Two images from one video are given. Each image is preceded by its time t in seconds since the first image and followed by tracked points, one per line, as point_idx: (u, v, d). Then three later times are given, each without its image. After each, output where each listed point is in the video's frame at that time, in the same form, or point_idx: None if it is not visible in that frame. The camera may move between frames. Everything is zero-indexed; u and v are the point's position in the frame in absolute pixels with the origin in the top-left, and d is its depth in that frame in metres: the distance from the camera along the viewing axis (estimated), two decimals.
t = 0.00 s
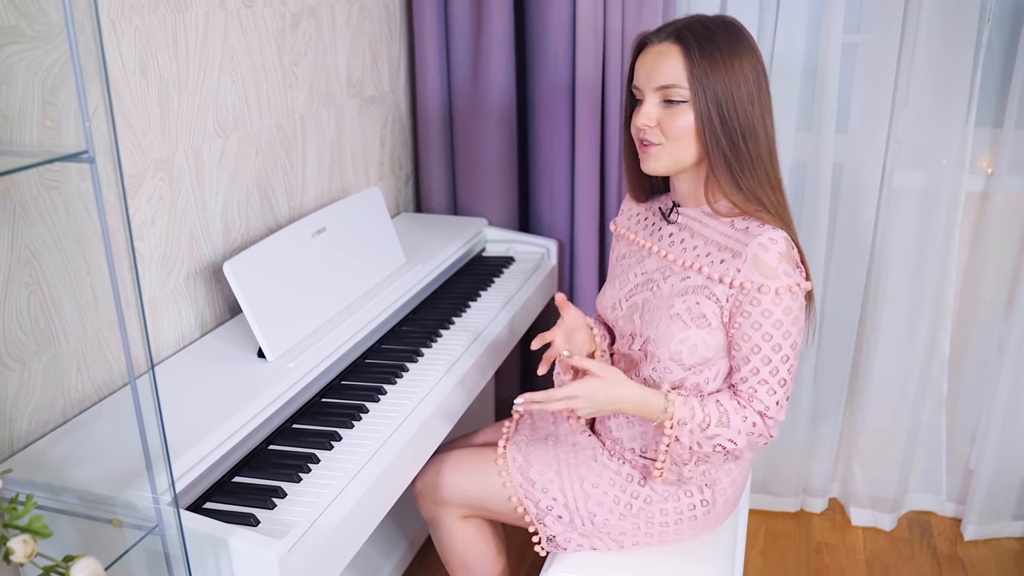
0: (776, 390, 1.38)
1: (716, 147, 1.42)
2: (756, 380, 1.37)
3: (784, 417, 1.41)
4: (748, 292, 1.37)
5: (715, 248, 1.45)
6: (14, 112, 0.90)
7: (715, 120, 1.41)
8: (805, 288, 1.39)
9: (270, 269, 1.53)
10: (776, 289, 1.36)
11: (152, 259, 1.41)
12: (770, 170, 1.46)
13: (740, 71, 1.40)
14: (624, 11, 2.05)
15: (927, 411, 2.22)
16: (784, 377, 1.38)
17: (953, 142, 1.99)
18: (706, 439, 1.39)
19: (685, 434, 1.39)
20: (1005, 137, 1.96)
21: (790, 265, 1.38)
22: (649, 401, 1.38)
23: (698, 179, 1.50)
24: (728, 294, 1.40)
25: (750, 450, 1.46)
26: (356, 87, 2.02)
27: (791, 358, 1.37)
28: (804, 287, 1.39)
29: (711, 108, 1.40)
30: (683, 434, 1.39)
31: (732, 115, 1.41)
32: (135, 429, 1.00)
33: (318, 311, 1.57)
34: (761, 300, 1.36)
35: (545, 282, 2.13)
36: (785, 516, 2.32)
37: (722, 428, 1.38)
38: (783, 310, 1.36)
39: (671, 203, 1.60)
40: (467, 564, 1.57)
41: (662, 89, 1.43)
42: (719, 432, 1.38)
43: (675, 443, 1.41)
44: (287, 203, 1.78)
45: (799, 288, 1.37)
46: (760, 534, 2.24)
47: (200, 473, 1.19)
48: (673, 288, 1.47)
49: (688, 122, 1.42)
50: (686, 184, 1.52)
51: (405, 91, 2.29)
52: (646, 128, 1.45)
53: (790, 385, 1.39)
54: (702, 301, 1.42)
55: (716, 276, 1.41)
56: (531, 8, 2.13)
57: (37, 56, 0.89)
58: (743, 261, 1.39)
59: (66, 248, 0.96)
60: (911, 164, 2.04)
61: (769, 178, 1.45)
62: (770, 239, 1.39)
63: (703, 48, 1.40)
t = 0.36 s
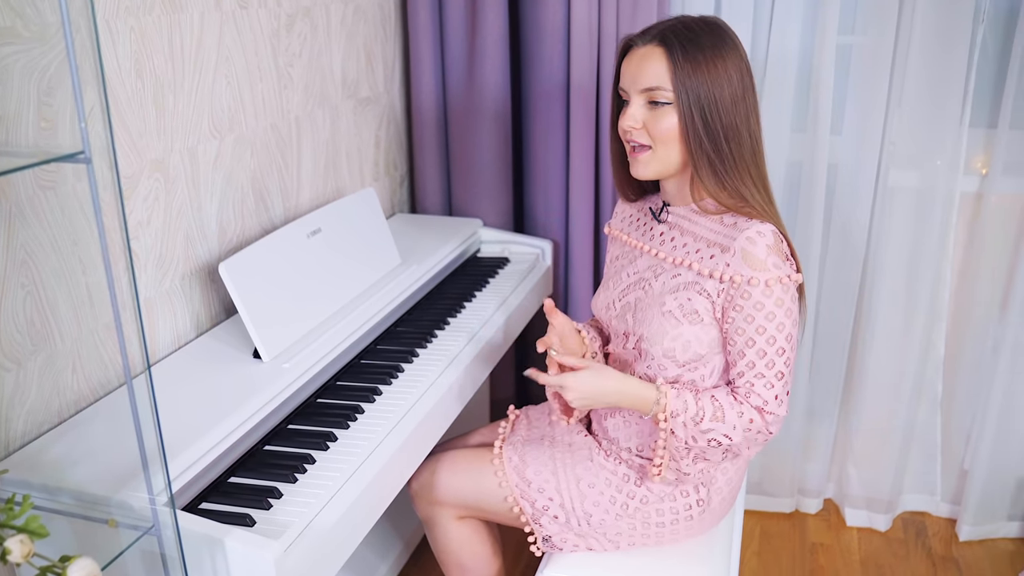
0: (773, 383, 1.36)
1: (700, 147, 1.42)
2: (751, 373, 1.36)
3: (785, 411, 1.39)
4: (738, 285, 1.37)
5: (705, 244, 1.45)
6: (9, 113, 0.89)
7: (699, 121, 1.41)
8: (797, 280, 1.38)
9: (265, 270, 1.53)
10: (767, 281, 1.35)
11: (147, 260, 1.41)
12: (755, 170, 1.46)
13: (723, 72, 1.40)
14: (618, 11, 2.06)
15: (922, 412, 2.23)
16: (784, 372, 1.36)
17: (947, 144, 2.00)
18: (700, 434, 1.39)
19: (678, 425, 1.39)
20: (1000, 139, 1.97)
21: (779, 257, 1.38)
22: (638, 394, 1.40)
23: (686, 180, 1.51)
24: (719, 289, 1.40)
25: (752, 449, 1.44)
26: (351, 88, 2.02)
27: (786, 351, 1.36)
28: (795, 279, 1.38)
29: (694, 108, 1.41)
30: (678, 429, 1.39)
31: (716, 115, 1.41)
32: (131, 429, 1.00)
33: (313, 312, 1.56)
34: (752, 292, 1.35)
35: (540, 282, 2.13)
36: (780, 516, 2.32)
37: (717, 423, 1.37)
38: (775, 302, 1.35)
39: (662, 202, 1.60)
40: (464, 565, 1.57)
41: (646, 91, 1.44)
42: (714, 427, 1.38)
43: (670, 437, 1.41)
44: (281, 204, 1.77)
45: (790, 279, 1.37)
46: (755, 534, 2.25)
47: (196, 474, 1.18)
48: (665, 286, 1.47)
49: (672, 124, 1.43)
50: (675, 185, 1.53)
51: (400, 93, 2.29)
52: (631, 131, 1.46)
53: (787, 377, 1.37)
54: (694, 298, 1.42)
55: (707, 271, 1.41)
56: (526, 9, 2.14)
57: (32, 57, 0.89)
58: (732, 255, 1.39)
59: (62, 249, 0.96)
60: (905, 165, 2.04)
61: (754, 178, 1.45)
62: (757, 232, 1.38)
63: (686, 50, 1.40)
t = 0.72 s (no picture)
0: (763, 377, 1.36)
1: (713, 149, 1.43)
2: (741, 365, 1.36)
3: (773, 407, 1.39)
4: (733, 276, 1.38)
5: (703, 240, 1.45)
6: (9, 113, 0.90)
7: (716, 123, 1.41)
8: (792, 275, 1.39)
9: (265, 271, 1.52)
10: (763, 272, 1.36)
11: (147, 260, 1.41)
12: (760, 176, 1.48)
13: (741, 77, 1.42)
14: (618, 11, 2.05)
15: (920, 412, 2.23)
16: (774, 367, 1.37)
17: (946, 144, 2.00)
18: (687, 416, 1.37)
19: (668, 400, 1.37)
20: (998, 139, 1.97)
21: (777, 251, 1.38)
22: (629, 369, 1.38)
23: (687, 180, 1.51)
24: (716, 282, 1.40)
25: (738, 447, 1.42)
26: (351, 89, 2.02)
27: (777, 345, 1.37)
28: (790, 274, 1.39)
29: (711, 110, 1.41)
30: (665, 408, 1.38)
31: (732, 119, 1.42)
32: (132, 430, 1.00)
33: (313, 313, 1.57)
34: (747, 284, 1.36)
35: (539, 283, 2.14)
36: (779, 517, 2.32)
37: (704, 407, 1.36)
38: (770, 294, 1.36)
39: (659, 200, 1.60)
40: (464, 564, 1.57)
41: (666, 88, 1.43)
42: (700, 411, 1.36)
43: (658, 413, 1.39)
44: (281, 204, 1.78)
45: (785, 273, 1.37)
46: (755, 535, 2.25)
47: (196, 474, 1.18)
48: (663, 282, 1.48)
49: (688, 125, 1.43)
50: (673, 183, 1.53)
51: (399, 94, 2.29)
52: (645, 125, 1.45)
53: (776, 373, 1.37)
54: (691, 291, 1.42)
55: (704, 265, 1.42)
56: (525, 10, 2.14)
57: (31, 57, 0.89)
58: (730, 248, 1.39)
59: (62, 250, 0.96)
60: (904, 166, 2.05)
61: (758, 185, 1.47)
62: (755, 225, 1.39)
63: (710, 51, 1.40)
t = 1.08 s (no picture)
0: (784, 363, 1.36)
1: (737, 154, 1.44)
2: (761, 351, 1.36)
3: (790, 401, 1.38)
4: (755, 269, 1.39)
5: (719, 239, 1.46)
6: (9, 113, 0.88)
7: (742, 130, 1.42)
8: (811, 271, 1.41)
9: (265, 271, 1.52)
10: (785, 263, 1.38)
11: (147, 260, 1.41)
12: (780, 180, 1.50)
13: (769, 85, 1.43)
14: (617, 11, 2.05)
15: (920, 411, 2.23)
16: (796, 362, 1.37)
17: (945, 143, 2.00)
18: (704, 389, 1.35)
19: (688, 364, 1.35)
20: (997, 139, 1.97)
21: (796, 245, 1.41)
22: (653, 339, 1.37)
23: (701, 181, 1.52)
24: (737, 278, 1.41)
25: (752, 441, 1.37)
26: (351, 89, 2.02)
27: (799, 334, 1.36)
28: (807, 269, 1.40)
29: (740, 116, 1.42)
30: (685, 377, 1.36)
31: (759, 126, 1.43)
32: (134, 431, 1.00)
33: (313, 313, 1.56)
34: (769, 274, 1.38)
35: (539, 283, 2.13)
36: (779, 516, 2.33)
37: (721, 381, 1.34)
38: (792, 284, 1.37)
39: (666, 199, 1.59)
40: (465, 564, 1.57)
41: (694, 92, 1.42)
42: (717, 385, 1.34)
43: (675, 376, 1.36)
44: (281, 203, 1.78)
45: (802, 266, 1.39)
46: (754, 533, 2.25)
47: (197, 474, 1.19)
48: (679, 281, 1.48)
49: (713, 129, 1.43)
50: (685, 183, 1.53)
51: (398, 94, 2.29)
52: (667, 128, 1.44)
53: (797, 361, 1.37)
54: (710, 289, 1.43)
55: (723, 262, 1.43)
56: (525, 10, 2.14)
57: (32, 57, 0.88)
58: (750, 245, 1.41)
59: (61, 249, 0.96)
60: (903, 165, 2.05)
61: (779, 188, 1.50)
62: (775, 221, 1.41)
63: (742, 57, 1.41)
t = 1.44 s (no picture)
0: (798, 378, 1.38)
1: (751, 157, 1.44)
2: (776, 366, 1.38)
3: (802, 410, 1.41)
4: (770, 279, 1.40)
5: (734, 244, 1.46)
6: (10, 114, 0.88)
7: (755, 133, 1.42)
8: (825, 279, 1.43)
9: (266, 271, 1.52)
10: (800, 274, 1.38)
11: (147, 260, 1.41)
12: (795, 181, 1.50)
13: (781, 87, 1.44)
14: (618, 13, 2.05)
15: (919, 412, 2.24)
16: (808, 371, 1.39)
17: (944, 144, 2.00)
18: (719, 416, 1.36)
19: (701, 398, 1.36)
20: (995, 140, 1.98)
21: (811, 254, 1.42)
22: (663, 374, 1.36)
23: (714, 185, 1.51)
24: (751, 286, 1.42)
25: (767, 452, 1.41)
26: (350, 90, 2.03)
27: (812, 347, 1.38)
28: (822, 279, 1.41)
29: (753, 119, 1.42)
30: (699, 407, 1.37)
31: (773, 129, 1.43)
32: (134, 432, 1.00)
33: (313, 314, 1.56)
34: (785, 285, 1.38)
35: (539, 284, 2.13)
36: (778, 516, 2.33)
37: (737, 405, 1.36)
38: (807, 295, 1.38)
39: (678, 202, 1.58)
40: (465, 564, 1.57)
41: (705, 96, 1.42)
42: (733, 410, 1.36)
43: (687, 412, 1.37)
44: (281, 204, 1.78)
45: (817, 278, 1.39)
46: (753, 534, 2.25)
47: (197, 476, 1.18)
48: (691, 285, 1.48)
49: (725, 133, 1.43)
50: (698, 187, 1.52)
51: (398, 95, 2.29)
52: (680, 133, 1.44)
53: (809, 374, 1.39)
54: (723, 295, 1.44)
55: (738, 269, 1.43)
56: (524, 11, 2.14)
57: (33, 57, 0.88)
58: (766, 253, 1.41)
59: (63, 250, 0.95)
60: (902, 166, 2.05)
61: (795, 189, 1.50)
62: (790, 230, 1.42)
63: (753, 60, 1.41)
